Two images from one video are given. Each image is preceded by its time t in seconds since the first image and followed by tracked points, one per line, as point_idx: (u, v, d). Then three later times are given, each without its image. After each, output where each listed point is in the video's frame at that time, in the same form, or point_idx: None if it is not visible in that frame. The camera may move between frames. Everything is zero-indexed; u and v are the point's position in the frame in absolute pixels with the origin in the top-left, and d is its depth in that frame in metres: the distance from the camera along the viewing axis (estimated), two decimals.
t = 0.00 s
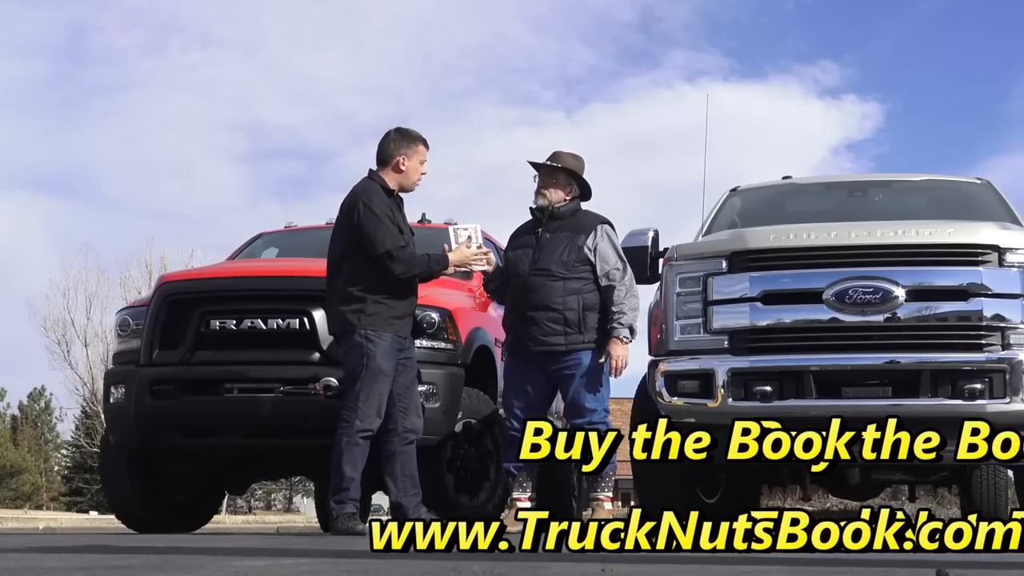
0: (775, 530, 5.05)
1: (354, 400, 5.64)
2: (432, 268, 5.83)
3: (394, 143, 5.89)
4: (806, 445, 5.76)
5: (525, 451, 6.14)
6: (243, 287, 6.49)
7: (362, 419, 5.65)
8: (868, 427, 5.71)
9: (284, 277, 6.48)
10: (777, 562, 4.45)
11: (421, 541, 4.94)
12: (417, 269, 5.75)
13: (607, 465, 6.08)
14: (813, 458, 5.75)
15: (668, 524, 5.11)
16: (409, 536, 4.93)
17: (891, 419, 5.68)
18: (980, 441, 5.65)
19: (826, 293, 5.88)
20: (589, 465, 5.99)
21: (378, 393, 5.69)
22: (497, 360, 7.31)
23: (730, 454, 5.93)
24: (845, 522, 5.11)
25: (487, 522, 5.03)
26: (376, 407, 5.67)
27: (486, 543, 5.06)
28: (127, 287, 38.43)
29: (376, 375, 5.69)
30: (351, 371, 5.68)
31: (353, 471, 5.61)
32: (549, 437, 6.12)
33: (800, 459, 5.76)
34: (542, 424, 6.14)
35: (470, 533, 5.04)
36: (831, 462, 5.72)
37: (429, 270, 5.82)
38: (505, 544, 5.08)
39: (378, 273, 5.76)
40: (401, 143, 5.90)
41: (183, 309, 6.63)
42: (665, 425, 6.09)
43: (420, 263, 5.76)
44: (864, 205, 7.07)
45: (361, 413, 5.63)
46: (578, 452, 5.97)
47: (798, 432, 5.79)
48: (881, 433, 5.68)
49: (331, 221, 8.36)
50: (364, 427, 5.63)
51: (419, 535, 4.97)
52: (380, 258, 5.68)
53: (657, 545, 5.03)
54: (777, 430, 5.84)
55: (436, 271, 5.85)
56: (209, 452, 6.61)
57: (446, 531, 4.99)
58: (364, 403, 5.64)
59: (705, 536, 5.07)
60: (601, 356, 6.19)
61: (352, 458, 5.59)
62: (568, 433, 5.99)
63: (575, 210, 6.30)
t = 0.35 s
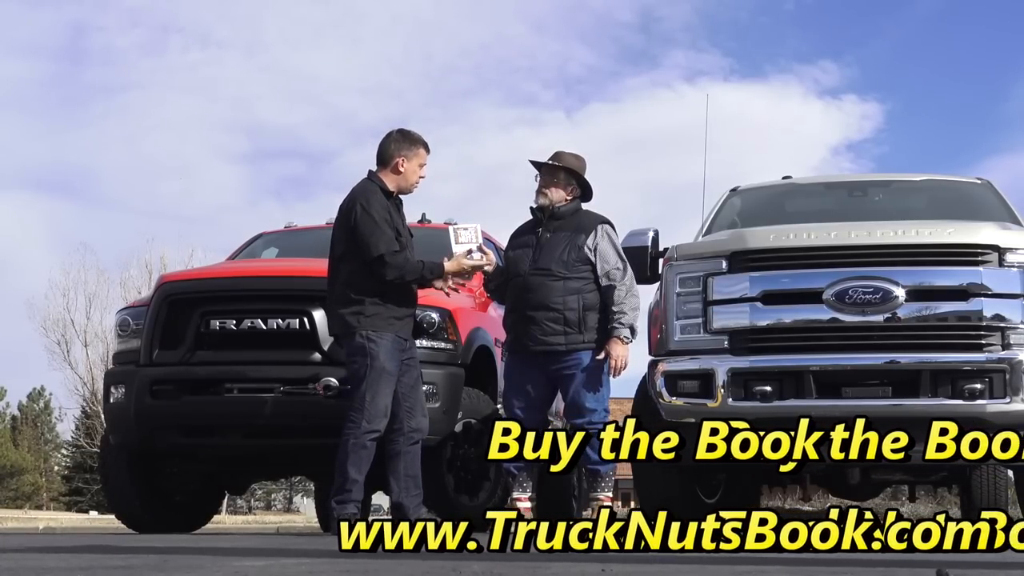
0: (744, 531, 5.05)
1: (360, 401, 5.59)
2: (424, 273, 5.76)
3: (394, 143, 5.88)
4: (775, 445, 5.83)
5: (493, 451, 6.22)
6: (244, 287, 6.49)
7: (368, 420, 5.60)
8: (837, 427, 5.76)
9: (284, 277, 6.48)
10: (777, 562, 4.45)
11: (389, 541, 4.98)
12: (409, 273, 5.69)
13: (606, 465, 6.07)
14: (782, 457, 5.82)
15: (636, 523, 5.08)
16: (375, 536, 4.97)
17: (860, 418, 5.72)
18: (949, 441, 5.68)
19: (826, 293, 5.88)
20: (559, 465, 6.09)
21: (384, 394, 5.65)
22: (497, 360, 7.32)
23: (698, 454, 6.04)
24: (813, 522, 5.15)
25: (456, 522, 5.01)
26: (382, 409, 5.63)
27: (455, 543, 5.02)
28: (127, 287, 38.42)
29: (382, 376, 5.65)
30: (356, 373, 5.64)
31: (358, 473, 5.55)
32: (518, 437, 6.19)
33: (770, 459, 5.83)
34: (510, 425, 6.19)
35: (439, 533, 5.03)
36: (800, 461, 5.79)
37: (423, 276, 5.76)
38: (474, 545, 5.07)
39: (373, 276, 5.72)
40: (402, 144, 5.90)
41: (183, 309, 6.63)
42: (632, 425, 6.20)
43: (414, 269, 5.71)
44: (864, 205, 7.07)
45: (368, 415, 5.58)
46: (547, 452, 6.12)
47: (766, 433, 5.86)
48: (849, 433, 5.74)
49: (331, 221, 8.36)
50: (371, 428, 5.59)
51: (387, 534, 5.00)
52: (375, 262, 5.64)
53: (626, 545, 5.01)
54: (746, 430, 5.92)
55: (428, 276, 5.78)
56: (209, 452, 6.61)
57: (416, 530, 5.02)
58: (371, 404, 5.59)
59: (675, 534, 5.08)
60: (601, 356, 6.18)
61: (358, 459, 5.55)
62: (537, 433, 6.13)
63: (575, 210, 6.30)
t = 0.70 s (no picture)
0: (712, 531, 5.11)
1: (353, 401, 5.54)
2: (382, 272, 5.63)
3: (381, 142, 5.81)
4: (743, 445, 5.88)
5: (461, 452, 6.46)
6: (244, 287, 6.49)
7: (362, 420, 5.54)
8: (805, 427, 5.79)
9: (284, 277, 6.48)
10: (776, 562, 4.45)
11: (358, 541, 4.99)
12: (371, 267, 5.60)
13: (606, 465, 6.05)
14: (750, 457, 5.86)
15: (604, 523, 5.06)
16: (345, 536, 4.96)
17: (828, 418, 5.74)
18: (917, 441, 5.69)
19: (826, 293, 5.88)
20: (527, 464, 6.15)
21: (376, 393, 5.59)
22: (497, 360, 7.32)
23: (668, 454, 6.13)
24: (782, 522, 5.12)
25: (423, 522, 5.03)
26: (375, 407, 5.56)
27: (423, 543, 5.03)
28: (127, 287, 38.42)
29: (372, 375, 5.58)
30: (347, 373, 5.59)
31: (355, 473, 5.51)
32: (485, 437, 6.41)
33: (738, 458, 5.88)
34: (477, 426, 6.39)
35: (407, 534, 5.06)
36: (768, 461, 5.83)
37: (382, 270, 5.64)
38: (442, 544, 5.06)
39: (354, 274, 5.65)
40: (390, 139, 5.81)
41: (183, 309, 6.63)
42: (603, 424, 6.08)
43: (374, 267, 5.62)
44: (864, 205, 7.07)
45: (361, 414, 5.53)
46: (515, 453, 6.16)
47: (735, 432, 5.92)
48: (817, 433, 5.77)
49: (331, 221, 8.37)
50: (365, 428, 5.53)
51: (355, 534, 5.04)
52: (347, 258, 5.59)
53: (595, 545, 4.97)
54: (714, 430, 5.98)
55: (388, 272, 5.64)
56: (209, 452, 6.61)
57: (383, 531, 5.02)
58: (363, 403, 5.53)
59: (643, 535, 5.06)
60: (601, 355, 6.18)
61: (353, 460, 5.51)
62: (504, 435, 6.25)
63: (575, 210, 6.30)
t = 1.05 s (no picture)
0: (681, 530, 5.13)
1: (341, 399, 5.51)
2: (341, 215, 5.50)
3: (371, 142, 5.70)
4: (711, 445, 5.97)
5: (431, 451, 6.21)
6: (244, 287, 6.49)
7: (350, 418, 5.51)
8: (773, 428, 5.86)
9: (284, 277, 6.48)
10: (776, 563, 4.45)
11: (325, 541, 5.00)
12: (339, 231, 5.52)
13: (607, 465, 6.03)
14: (719, 457, 5.95)
15: (573, 523, 5.04)
16: (313, 537, 5.02)
17: (796, 418, 5.79)
18: (885, 441, 5.73)
19: (826, 293, 5.88)
20: (496, 465, 6.12)
21: (364, 391, 5.55)
22: (497, 360, 7.32)
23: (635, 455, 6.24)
24: (751, 522, 5.10)
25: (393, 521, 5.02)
26: (363, 405, 5.52)
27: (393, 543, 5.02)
28: (127, 288, 38.41)
29: (358, 374, 5.55)
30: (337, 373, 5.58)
31: (348, 471, 5.44)
32: (453, 437, 6.20)
33: (707, 458, 5.98)
34: (445, 425, 6.19)
35: (376, 534, 5.01)
36: (735, 461, 5.92)
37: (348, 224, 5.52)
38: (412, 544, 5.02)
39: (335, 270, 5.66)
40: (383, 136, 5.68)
41: (183, 309, 6.63)
42: (570, 424, 6.09)
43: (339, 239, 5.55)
44: (864, 205, 7.07)
45: (348, 412, 5.49)
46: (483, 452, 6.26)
47: (703, 432, 6.01)
48: (785, 433, 5.83)
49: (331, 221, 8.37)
50: (353, 425, 5.48)
51: (323, 535, 5.02)
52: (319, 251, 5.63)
53: (563, 545, 5.03)
54: (682, 430, 6.06)
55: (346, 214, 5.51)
56: (209, 452, 6.61)
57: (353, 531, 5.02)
58: (349, 401, 5.50)
59: (611, 535, 5.05)
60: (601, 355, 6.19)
61: (345, 457, 5.44)
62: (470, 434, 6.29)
63: (575, 210, 6.30)
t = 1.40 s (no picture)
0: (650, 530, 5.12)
1: (338, 399, 5.52)
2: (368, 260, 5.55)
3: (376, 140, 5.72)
4: (680, 444, 6.11)
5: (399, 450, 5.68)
6: (243, 287, 6.50)
7: (348, 417, 5.51)
8: (742, 427, 5.92)
9: (284, 277, 6.48)
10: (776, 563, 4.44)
11: (296, 541, 5.01)
12: (351, 258, 5.55)
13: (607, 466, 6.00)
14: (686, 457, 6.12)
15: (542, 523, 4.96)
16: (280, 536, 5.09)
17: (765, 418, 5.85)
18: (853, 441, 5.76)
19: (826, 293, 5.88)
20: (464, 463, 6.47)
21: (362, 392, 5.55)
22: (497, 360, 7.32)
23: (604, 455, 6.02)
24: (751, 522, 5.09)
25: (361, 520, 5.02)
26: (360, 405, 5.52)
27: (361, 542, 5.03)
28: (127, 288, 38.40)
29: (355, 374, 5.55)
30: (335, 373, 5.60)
31: (344, 469, 5.44)
32: (423, 438, 5.76)
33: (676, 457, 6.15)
34: (414, 426, 5.75)
35: (344, 533, 5.02)
36: (704, 461, 6.06)
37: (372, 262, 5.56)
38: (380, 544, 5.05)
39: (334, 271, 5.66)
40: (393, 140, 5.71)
41: (183, 309, 6.63)
42: (537, 424, 6.17)
43: (351, 256, 5.56)
44: (864, 205, 7.07)
45: (345, 411, 5.49)
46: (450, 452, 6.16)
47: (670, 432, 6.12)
48: (754, 433, 5.89)
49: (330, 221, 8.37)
50: (349, 424, 5.48)
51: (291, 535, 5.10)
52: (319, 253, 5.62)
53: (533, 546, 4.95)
54: (650, 430, 6.14)
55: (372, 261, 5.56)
56: (209, 452, 6.61)
57: (321, 530, 5.03)
58: (346, 400, 5.51)
59: (579, 534, 5.01)
60: (602, 355, 6.18)
61: (341, 456, 5.44)
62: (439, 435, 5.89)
63: (574, 210, 6.31)
